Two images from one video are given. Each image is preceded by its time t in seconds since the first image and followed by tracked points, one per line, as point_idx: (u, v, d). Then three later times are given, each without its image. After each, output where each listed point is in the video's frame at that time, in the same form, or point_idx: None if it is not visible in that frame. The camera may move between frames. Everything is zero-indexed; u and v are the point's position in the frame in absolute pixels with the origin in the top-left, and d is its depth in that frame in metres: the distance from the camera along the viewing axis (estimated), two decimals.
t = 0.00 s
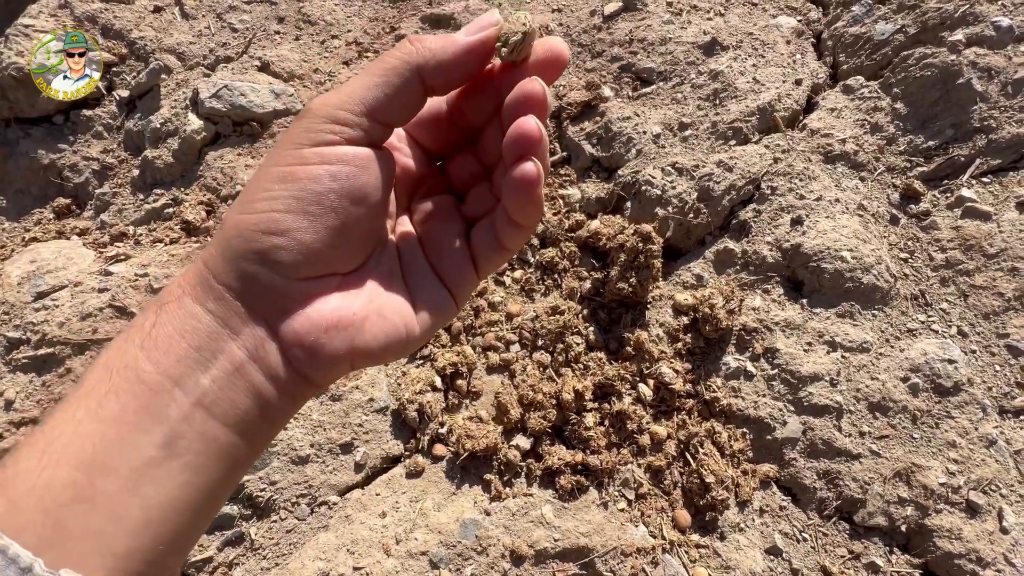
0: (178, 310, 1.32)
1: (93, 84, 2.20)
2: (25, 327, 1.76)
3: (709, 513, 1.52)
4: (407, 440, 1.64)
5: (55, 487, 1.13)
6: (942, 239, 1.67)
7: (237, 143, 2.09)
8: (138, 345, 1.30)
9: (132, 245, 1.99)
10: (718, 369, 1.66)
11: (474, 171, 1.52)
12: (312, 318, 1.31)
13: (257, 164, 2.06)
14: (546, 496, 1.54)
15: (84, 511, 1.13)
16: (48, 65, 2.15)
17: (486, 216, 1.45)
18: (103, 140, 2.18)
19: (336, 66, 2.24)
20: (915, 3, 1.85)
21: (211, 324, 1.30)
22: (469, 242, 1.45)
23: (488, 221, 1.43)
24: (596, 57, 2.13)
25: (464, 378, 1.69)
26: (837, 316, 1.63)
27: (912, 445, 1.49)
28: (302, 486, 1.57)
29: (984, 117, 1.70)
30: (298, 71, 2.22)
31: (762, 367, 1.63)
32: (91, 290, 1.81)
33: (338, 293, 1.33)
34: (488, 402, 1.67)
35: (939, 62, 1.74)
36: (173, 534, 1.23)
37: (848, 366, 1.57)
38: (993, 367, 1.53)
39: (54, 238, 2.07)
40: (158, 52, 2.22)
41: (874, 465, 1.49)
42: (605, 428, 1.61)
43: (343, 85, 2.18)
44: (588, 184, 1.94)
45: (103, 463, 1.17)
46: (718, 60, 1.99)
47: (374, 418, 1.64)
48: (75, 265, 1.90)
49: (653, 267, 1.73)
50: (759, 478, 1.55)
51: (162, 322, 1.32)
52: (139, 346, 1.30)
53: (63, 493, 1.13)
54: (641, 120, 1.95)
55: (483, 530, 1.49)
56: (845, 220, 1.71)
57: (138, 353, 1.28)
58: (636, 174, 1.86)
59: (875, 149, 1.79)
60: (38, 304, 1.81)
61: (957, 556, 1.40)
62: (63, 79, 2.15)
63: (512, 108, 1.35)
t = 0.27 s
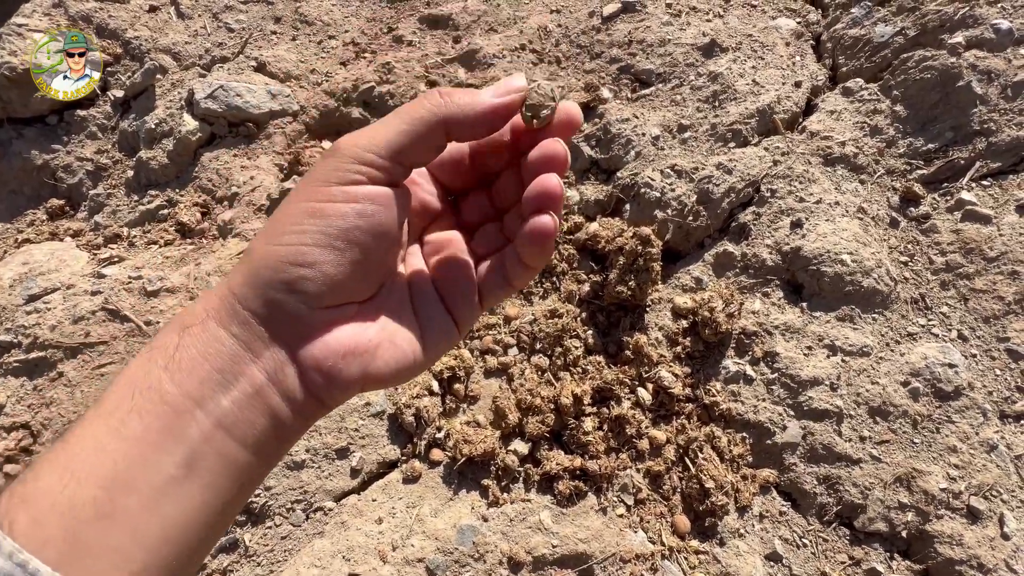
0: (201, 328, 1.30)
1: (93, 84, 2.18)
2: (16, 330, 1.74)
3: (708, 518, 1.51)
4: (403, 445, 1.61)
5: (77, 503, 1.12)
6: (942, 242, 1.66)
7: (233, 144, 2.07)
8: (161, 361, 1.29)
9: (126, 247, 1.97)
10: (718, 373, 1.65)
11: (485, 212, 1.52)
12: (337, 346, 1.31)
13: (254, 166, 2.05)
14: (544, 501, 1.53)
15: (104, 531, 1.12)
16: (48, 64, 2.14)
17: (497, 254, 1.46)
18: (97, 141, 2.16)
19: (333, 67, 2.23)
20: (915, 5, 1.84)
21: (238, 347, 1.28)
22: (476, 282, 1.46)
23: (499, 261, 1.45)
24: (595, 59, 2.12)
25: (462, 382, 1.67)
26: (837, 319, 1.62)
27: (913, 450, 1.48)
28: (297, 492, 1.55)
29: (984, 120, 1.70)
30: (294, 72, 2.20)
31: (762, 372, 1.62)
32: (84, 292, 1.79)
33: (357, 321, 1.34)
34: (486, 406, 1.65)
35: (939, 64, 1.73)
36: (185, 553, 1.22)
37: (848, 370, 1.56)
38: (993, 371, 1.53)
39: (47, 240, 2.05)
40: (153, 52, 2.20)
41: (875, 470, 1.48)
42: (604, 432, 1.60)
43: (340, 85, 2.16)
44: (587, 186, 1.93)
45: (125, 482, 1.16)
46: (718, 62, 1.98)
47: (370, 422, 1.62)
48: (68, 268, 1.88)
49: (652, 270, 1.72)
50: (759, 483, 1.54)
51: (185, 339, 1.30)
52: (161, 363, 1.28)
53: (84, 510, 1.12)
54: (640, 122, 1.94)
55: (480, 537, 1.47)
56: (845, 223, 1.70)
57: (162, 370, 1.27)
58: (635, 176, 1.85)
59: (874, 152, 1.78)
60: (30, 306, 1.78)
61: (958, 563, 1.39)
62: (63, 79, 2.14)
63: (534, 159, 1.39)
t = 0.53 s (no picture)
0: (289, 414, 1.15)
1: (93, 84, 2.16)
2: (7, 333, 1.70)
3: (712, 527, 1.49)
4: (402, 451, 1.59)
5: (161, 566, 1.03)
6: (948, 247, 1.65)
7: (230, 144, 2.04)
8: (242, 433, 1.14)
9: (121, 248, 1.94)
10: (721, 379, 1.63)
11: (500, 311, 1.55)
12: (398, 431, 1.31)
13: (250, 166, 2.00)
14: (546, 509, 1.51)
15: None
16: (47, 64, 2.12)
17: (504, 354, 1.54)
18: (92, 140, 2.14)
19: (332, 66, 2.20)
20: (921, 8, 1.83)
21: (330, 443, 1.18)
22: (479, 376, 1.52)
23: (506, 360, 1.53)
24: (597, 60, 2.10)
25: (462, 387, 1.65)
26: (842, 325, 1.60)
27: (919, 459, 1.47)
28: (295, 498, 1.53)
29: (991, 124, 1.68)
30: (292, 71, 2.17)
31: (766, 378, 1.60)
32: (78, 295, 1.76)
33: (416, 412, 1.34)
34: (486, 412, 1.63)
35: (945, 67, 1.71)
36: None
37: (853, 376, 1.54)
38: (1000, 379, 1.51)
39: (39, 240, 2.01)
40: (149, 49, 2.17)
41: (880, 478, 1.46)
42: (606, 439, 1.58)
43: (339, 84, 2.13)
44: (589, 189, 1.91)
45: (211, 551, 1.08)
46: (722, 63, 1.96)
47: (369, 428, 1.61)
48: (61, 270, 1.85)
49: (655, 274, 1.70)
50: (763, 491, 1.52)
51: (266, 413, 1.15)
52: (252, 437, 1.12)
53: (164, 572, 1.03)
54: (642, 124, 1.92)
55: (480, 545, 1.44)
56: (850, 227, 1.68)
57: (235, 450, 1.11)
58: (637, 179, 1.83)
59: (880, 155, 1.76)
60: (22, 309, 1.75)
61: (964, 573, 1.38)
62: (63, 79, 2.12)
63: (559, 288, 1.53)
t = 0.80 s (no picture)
0: (390, 498, 1.22)
1: (93, 84, 2.17)
2: (28, 324, 1.73)
3: (720, 518, 1.52)
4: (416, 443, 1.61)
5: None
6: (954, 246, 1.67)
7: (244, 139, 2.06)
8: (343, 510, 1.20)
9: (137, 242, 1.96)
10: (729, 375, 1.65)
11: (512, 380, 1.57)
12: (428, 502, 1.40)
13: (264, 161, 2.03)
14: (557, 500, 1.54)
15: None
16: (48, 64, 2.12)
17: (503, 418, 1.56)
18: (106, 134, 2.16)
19: (344, 62, 2.22)
20: (930, 8, 1.84)
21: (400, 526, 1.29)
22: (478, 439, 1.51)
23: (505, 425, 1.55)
24: (607, 58, 2.13)
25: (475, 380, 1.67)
26: (849, 322, 1.63)
27: (924, 453, 1.50)
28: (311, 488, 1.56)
29: (998, 125, 1.70)
30: (304, 67, 2.19)
31: (773, 373, 1.63)
32: (96, 287, 1.79)
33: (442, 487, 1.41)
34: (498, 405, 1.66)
35: (953, 68, 1.73)
36: None
37: (859, 372, 1.57)
38: (1004, 375, 1.54)
39: (55, 233, 2.04)
40: (162, 44, 2.19)
41: (886, 472, 1.49)
42: (616, 432, 1.61)
43: (351, 81, 2.15)
44: (599, 186, 1.93)
45: None
46: (731, 62, 1.98)
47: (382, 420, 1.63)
48: (78, 263, 1.88)
49: (665, 271, 1.72)
50: (770, 484, 1.55)
51: (364, 496, 1.22)
52: (355, 509, 1.21)
53: None
54: (652, 122, 1.94)
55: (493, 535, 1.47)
56: (858, 226, 1.70)
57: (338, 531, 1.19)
58: (647, 177, 1.85)
59: (888, 155, 1.78)
60: (41, 300, 1.78)
61: (967, 565, 1.41)
62: (63, 79, 2.13)
63: (582, 374, 1.56)
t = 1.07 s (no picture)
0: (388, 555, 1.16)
1: (94, 85, 2.16)
2: (39, 306, 1.76)
3: (720, 504, 1.54)
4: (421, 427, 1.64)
5: None
6: (957, 239, 1.68)
7: (252, 126, 2.08)
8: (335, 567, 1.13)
9: (145, 226, 1.98)
10: (732, 363, 1.67)
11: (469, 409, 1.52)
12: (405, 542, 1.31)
13: (271, 148, 2.04)
14: (560, 484, 1.56)
15: None
16: (48, 64, 2.12)
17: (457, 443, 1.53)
18: (113, 120, 2.18)
19: (351, 51, 2.23)
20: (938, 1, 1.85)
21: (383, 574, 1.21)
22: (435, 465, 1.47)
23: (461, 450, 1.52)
24: (613, 49, 2.13)
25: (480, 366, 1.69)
26: (851, 313, 1.65)
27: (923, 442, 1.52)
28: (318, 470, 1.57)
29: (1004, 118, 1.70)
30: (312, 55, 2.20)
31: (776, 362, 1.65)
32: (105, 270, 1.81)
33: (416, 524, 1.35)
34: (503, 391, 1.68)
35: (961, 61, 1.74)
36: None
37: (861, 362, 1.59)
38: (1005, 366, 1.55)
39: (64, 218, 2.05)
40: (170, 31, 2.20)
41: (885, 460, 1.51)
42: (619, 418, 1.63)
43: (358, 69, 2.16)
44: (604, 177, 1.95)
45: None
46: (738, 53, 1.98)
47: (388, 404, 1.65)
48: (88, 247, 1.90)
49: (669, 260, 1.73)
50: (770, 471, 1.57)
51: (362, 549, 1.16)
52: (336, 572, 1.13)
53: None
54: (659, 113, 1.95)
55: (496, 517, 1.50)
56: (862, 217, 1.71)
57: None
58: (653, 167, 1.86)
59: (893, 148, 1.79)
60: (52, 283, 1.80)
61: (965, 552, 1.42)
62: (63, 79, 2.12)
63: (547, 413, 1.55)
